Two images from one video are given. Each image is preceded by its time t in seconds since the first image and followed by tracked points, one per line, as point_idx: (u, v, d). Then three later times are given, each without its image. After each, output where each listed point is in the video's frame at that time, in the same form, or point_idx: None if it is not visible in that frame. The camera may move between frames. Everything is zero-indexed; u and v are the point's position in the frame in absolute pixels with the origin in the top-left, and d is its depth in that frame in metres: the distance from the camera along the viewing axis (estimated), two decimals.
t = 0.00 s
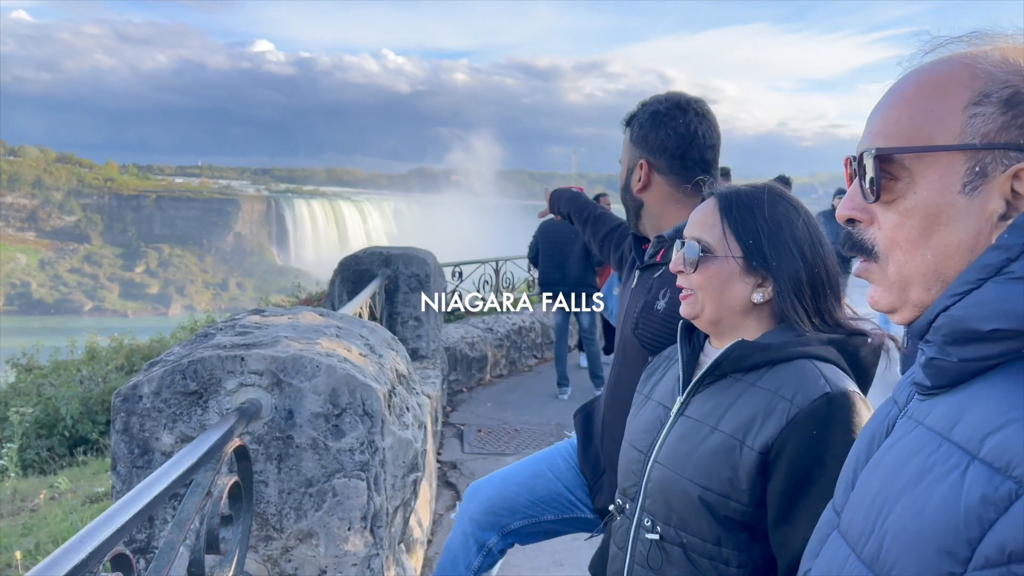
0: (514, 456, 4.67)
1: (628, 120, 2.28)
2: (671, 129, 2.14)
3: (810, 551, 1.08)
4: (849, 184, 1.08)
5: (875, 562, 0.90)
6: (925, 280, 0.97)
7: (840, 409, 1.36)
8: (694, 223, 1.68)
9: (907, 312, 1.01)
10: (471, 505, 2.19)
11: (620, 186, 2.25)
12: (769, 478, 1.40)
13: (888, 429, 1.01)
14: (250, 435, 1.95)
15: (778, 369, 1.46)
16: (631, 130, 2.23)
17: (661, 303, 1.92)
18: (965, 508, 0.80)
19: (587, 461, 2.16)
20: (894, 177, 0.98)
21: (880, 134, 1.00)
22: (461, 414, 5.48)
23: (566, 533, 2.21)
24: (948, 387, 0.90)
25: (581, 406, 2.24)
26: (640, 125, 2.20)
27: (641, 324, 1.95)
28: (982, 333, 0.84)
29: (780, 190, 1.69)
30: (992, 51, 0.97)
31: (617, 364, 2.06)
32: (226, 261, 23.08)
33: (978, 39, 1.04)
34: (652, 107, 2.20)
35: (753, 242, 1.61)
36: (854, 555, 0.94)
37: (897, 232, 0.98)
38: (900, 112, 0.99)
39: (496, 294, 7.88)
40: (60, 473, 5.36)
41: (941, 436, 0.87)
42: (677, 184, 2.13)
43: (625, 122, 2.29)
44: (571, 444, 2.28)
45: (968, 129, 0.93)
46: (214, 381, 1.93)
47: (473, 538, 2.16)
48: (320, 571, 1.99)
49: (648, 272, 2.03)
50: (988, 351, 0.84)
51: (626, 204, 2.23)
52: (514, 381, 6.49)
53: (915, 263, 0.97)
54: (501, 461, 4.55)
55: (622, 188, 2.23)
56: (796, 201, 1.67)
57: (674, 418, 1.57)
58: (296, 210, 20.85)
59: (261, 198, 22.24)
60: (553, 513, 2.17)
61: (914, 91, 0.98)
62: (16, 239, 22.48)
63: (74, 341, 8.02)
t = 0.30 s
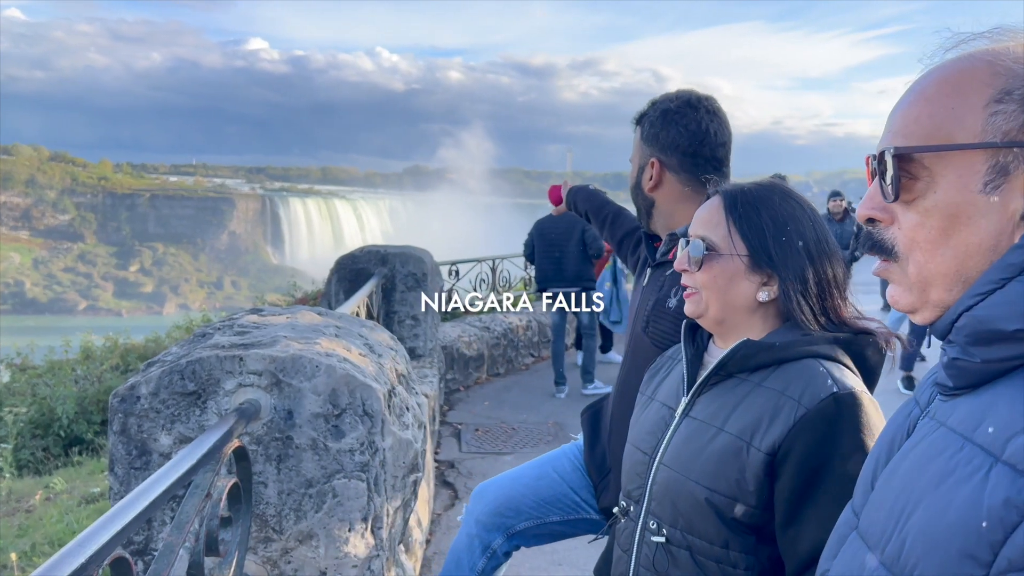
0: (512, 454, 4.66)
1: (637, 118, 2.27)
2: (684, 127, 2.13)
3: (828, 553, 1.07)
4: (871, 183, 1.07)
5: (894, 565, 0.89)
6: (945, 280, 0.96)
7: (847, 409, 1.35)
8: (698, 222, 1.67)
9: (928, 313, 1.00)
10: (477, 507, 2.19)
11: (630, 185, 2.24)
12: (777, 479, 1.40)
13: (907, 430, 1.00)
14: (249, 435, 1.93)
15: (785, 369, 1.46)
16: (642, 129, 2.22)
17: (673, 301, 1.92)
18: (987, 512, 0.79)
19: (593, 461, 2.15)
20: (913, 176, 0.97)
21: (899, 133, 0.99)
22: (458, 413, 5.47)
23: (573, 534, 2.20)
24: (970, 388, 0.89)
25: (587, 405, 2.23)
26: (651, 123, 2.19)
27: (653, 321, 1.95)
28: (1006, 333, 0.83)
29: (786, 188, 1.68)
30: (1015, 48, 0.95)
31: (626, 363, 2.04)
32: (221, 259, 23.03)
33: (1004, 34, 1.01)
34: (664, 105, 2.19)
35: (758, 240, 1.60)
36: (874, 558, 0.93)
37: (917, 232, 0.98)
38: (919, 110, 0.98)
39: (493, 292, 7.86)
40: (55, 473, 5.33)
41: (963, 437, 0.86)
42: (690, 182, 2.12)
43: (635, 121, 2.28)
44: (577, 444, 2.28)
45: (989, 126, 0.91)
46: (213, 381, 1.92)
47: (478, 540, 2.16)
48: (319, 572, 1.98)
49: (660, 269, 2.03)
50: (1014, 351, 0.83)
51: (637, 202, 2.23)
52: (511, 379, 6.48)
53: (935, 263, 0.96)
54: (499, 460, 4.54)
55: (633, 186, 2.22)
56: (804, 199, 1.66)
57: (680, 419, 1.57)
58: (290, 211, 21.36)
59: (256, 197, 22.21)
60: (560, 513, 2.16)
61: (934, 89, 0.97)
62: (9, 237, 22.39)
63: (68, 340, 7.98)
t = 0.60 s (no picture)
0: (509, 455, 4.65)
1: (657, 116, 2.27)
2: (706, 126, 2.13)
3: (842, 558, 1.06)
4: (887, 187, 1.06)
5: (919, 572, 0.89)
6: (964, 284, 0.96)
7: (855, 411, 1.35)
8: (705, 225, 1.67)
9: (947, 317, 0.99)
10: (486, 513, 2.18)
11: (647, 183, 2.23)
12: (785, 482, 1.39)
13: (925, 435, 1.00)
14: (248, 439, 1.92)
15: (793, 372, 1.45)
16: (662, 126, 2.22)
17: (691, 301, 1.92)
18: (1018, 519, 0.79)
19: (604, 463, 2.15)
20: (931, 179, 0.97)
21: (915, 137, 0.99)
22: (455, 414, 5.46)
23: (582, 539, 2.20)
24: (992, 393, 0.89)
25: (598, 407, 2.23)
26: (672, 121, 2.18)
27: (668, 320, 1.95)
28: None
29: (792, 189, 1.67)
30: None
31: (638, 366, 2.04)
32: (215, 261, 22.96)
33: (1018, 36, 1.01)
34: (687, 104, 2.18)
35: (766, 243, 1.59)
36: (895, 564, 0.93)
37: (934, 235, 0.97)
38: (935, 114, 0.98)
39: (489, 293, 7.86)
40: (51, 476, 5.30)
41: (988, 442, 0.86)
42: (711, 183, 2.11)
43: (654, 118, 2.27)
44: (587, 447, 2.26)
45: (1006, 130, 0.92)
46: (212, 385, 1.91)
47: (488, 546, 2.16)
48: None
49: (677, 269, 2.02)
50: None
51: (655, 201, 2.23)
52: (508, 380, 6.48)
53: (953, 267, 0.96)
54: (497, 461, 4.54)
55: (650, 184, 2.21)
56: (811, 202, 1.66)
57: (686, 423, 1.57)
58: (286, 211, 21.00)
59: (250, 197, 22.14)
60: (569, 517, 2.16)
61: (951, 92, 0.97)
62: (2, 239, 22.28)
63: (62, 342, 7.93)
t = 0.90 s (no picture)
0: (508, 457, 4.65)
1: (650, 116, 2.27)
2: (703, 130, 2.13)
3: (848, 563, 1.06)
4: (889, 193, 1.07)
5: None
6: (963, 288, 0.96)
7: (856, 415, 1.35)
8: (706, 230, 1.67)
9: (947, 321, 0.99)
10: (483, 521, 2.19)
11: (640, 184, 2.24)
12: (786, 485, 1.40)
13: (930, 439, 1.00)
14: (247, 443, 1.92)
15: (795, 375, 1.46)
16: (657, 128, 2.22)
17: (687, 306, 1.92)
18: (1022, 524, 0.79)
19: (601, 469, 2.15)
20: (930, 186, 0.98)
21: (915, 142, 1.00)
22: (452, 416, 5.46)
23: (579, 544, 2.21)
24: (996, 398, 0.89)
25: (595, 410, 2.23)
26: (666, 123, 2.19)
27: (667, 324, 1.96)
28: None
29: (794, 194, 1.68)
30: None
31: (636, 370, 2.05)
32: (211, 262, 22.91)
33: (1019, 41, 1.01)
34: (681, 107, 2.18)
35: (765, 248, 1.60)
36: (901, 568, 0.93)
37: (934, 241, 0.98)
38: (935, 121, 0.98)
39: (486, 294, 7.85)
40: (48, 480, 5.28)
41: (992, 447, 0.86)
42: (706, 187, 2.12)
43: (648, 119, 2.27)
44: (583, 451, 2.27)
45: (1004, 136, 0.92)
46: (210, 389, 1.90)
47: (486, 555, 2.17)
48: None
49: (671, 273, 2.02)
50: None
51: (647, 203, 2.22)
52: (505, 381, 6.48)
53: (953, 272, 0.96)
54: (496, 462, 4.54)
55: (644, 186, 2.21)
56: (813, 206, 1.66)
57: (690, 425, 1.57)
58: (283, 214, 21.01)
59: (246, 199, 22.11)
60: (568, 522, 2.16)
61: (950, 98, 0.98)
62: None
63: (58, 345, 7.91)
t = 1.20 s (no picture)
0: (507, 458, 4.66)
1: (638, 117, 2.27)
2: (689, 133, 2.13)
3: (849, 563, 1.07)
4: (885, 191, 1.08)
5: None
6: (936, 289, 0.97)
7: (859, 417, 1.36)
8: (706, 232, 1.68)
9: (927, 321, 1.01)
10: (477, 518, 2.21)
11: (629, 187, 2.24)
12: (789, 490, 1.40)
13: (929, 440, 1.01)
14: (247, 445, 1.92)
15: (796, 378, 1.46)
16: (645, 130, 2.22)
17: (676, 311, 1.92)
18: (1012, 524, 0.80)
19: (593, 471, 2.14)
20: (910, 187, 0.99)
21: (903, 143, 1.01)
22: (451, 417, 5.46)
23: (572, 542, 2.21)
24: (993, 398, 0.90)
25: (586, 412, 2.22)
26: (654, 126, 2.19)
27: (655, 330, 1.95)
28: (1019, 340, 0.86)
29: (795, 196, 1.69)
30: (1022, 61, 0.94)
31: (625, 373, 2.05)
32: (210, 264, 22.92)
33: None
34: (667, 109, 2.18)
35: (764, 249, 1.60)
36: (896, 568, 0.93)
37: (913, 241, 0.99)
38: (920, 123, 0.99)
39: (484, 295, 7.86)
40: (47, 482, 5.28)
41: (986, 449, 0.87)
42: (692, 191, 2.12)
43: (636, 120, 2.28)
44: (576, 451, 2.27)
45: (979, 141, 0.92)
46: (210, 391, 1.90)
47: (480, 551, 2.18)
48: None
49: (660, 278, 2.02)
50: None
51: (636, 205, 2.23)
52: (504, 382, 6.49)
53: (927, 273, 0.98)
54: (495, 464, 4.54)
55: (632, 189, 2.22)
56: (815, 210, 1.66)
57: (692, 429, 1.58)
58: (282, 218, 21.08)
59: (246, 201, 22.13)
60: (559, 521, 2.16)
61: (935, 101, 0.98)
62: None
63: (57, 347, 7.91)
